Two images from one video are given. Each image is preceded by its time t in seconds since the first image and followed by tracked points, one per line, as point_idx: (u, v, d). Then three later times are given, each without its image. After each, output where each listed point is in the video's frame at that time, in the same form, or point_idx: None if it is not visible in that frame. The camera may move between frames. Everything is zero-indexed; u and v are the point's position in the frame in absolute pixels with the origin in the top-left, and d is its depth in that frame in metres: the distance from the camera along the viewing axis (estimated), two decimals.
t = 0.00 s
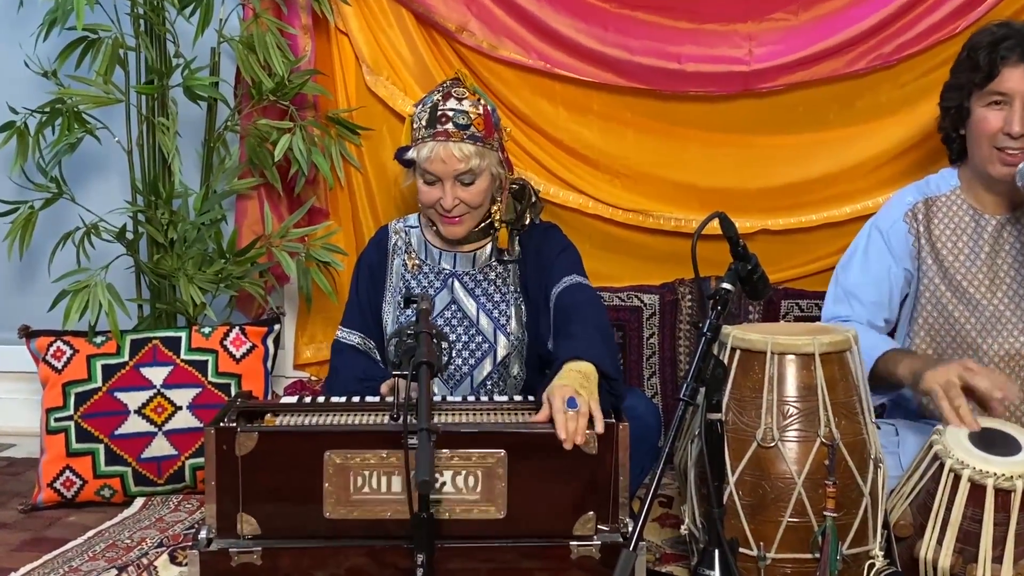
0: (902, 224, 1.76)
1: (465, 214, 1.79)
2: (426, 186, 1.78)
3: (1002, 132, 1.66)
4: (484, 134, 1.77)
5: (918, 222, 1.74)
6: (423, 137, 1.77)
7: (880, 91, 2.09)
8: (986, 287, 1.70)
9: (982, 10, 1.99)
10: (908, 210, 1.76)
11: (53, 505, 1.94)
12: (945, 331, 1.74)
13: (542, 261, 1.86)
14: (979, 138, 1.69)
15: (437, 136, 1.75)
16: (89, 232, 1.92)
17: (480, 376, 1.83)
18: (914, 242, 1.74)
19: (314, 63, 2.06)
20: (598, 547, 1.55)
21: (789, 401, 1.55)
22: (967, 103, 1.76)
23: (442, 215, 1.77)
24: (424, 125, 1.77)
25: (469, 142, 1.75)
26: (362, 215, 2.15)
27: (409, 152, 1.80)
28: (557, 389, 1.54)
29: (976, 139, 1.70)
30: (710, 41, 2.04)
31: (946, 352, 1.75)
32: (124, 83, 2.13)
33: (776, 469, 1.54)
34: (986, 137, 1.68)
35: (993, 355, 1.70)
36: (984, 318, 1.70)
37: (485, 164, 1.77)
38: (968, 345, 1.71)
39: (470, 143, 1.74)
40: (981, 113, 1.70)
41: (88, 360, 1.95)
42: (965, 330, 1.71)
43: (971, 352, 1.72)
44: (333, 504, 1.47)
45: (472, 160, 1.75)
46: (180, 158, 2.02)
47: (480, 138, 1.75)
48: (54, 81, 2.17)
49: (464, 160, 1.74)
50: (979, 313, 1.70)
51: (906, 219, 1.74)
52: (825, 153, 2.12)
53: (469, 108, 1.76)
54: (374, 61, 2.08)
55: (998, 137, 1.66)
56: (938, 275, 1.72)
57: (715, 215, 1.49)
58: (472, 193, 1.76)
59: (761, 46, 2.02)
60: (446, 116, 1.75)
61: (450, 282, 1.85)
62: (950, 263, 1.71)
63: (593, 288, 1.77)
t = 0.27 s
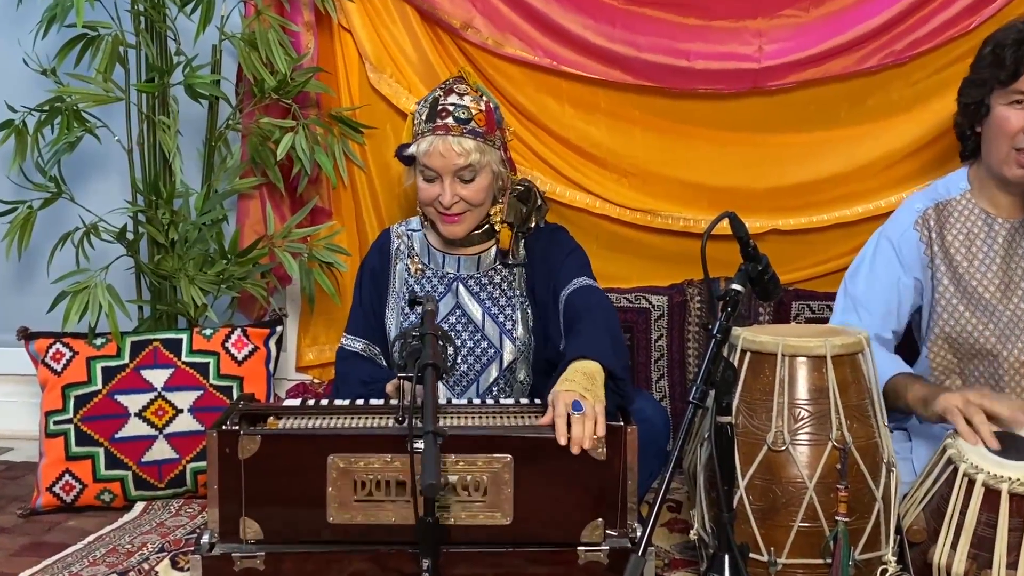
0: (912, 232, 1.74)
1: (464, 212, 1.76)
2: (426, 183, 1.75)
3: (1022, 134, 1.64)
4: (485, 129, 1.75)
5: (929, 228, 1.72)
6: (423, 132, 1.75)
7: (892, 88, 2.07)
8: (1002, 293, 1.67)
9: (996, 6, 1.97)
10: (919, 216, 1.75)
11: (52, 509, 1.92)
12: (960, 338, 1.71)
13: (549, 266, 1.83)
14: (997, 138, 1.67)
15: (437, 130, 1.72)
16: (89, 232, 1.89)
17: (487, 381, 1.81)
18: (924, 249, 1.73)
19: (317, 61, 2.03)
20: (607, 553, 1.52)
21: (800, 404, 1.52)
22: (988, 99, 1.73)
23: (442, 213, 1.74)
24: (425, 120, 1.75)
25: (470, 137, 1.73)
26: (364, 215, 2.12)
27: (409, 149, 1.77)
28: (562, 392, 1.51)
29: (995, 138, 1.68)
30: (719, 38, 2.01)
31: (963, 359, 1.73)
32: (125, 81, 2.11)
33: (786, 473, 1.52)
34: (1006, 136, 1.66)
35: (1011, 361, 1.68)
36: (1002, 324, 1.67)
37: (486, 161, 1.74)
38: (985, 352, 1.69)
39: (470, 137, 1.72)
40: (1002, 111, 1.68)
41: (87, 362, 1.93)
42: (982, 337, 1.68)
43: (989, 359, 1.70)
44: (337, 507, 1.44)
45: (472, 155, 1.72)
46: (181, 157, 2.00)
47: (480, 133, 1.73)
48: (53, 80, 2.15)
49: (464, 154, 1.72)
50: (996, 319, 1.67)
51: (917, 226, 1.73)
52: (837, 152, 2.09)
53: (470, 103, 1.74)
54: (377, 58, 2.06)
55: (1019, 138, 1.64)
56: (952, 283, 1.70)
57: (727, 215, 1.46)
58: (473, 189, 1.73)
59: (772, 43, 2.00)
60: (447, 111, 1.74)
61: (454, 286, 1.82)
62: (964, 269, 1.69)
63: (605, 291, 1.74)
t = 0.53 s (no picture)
0: (925, 220, 1.71)
1: (467, 215, 1.72)
2: (427, 187, 1.72)
3: None
4: (487, 131, 1.71)
5: (942, 217, 1.69)
6: (423, 136, 1.71)
7: (908, 84, 2.03)
8: (1016, 290, 1.63)
9: None
10: (935, 204, 1.71)
11: (45, 515, 1.87)
12: (972, 335, 1.67)
13: (556, 269, 1.80)
14: (1009, 133, 1.63)
15: (438, 134, 1.69)
16: (83, 232, 1.85)
17: (492, 387, 1.77)
18: (936, 238, 1.70)
19: (316, 56, 1.99)
20: (614, 560, 1.47)
21: (813, 407, 1.48)
22: (998, 96, 1.69)
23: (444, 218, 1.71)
24: (425, 123, 1.71)
25: (472, 140, 1.69)
26: (365, 213, 2.09)
27: (409, 152, 1.73)
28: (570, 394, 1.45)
29: (1007, 133, 1.63)
30: (729, 32, 1.97)
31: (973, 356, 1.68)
32: (119, 76, 2.07)
33: (799, 478, 1.48)
34: (1017, 131, 1.61)
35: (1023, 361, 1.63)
36: (1015, 322, 1.63)
37: (489, 164, 1.71)
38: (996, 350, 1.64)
39: (473, 141, 1.68)
40: (1013, 106, 1.63)
41: (81, 364, 1.89)
42: (995, 334, 1.64)
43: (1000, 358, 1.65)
44: (338, 513, 1.40)
45: (475, 159, 1.69)
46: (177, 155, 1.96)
47: (483, 136, 1.69)
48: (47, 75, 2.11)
49: (466, 159, 1.68)
50: (1009, 317, 1.63)
51: (931, 215, 1.70)
52: (851, 150, 2.06)
53: (472, 104, 1.70)
54: (378, 52, 2.02)
55: None
56: (967, 277, 1.66)
57: (738, 215, 1.40)
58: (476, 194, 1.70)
59: (784, 37, 1.96)
60: (448, 113, 1.69)
61: (457, 289, 1.79)
62: (979, 264, 1.66)
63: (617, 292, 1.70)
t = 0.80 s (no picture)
0: (941, 218, 1.69)
1: (471, 214, 1.69)
2: (430, 186, 1.68)
3: None
4: (491, 128, 1.68)
5: (956, 213, 1.68)
6: (426, 133, 1.67)
7: (921, 78, 2.01)
8: None
9: None
10: (949, 202, 1.70)
11: (39, 520, 1.84)
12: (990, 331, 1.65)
13: (559, 266, 1.77)
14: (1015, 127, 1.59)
15: (441, 131, 1.65)
16: (77, 231, 1.82)
17: (495, 388, 1.74)
18: (951, 235, 1.68)
19: (315, 51, 1.96)
20: (620, 566, 1.43)
21: (822, 409, 1.45)
22: (1005, 93, 1.68)
23: (448, 216, 1.68)
24: (427, 120, 1.67)
25: (475, 137, 1.66)
26: (366, 211, 2.05)
27: (411, 150, 1.70)
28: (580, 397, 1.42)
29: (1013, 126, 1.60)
30: (738, 26, 1.94)
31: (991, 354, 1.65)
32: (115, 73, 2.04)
33: (808, 482, 1.45)
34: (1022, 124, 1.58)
35: None
36: None
37: (493, 161, 1.67)
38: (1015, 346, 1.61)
39: (476, 138, 1.65)
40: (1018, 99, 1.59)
41: (76, 366, 1.86)
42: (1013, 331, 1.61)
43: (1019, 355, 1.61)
44: (338, 518, 1.37)
45: (479, 156, 1.65)
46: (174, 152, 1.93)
47: (486, 132, 1.66)
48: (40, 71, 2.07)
49: (470, 156, 1.64)
50: None
51: (946, 212, 1.68)
52: (863, 147, 2.03)
53: (475, 101, 1.67)
54: (379, 48, 1.98)
55: None
56: (982, 272, 1.64)
57: (745, 214, 1.36)
58: (480, 192, 1.66)
59: (794, 32, 1.93)
60: (450, 110, 1.66)
61: (459, 289, 1.76)
62: (995, 259, 1.63)
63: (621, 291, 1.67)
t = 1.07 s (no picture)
0: (951, 221, 1.68)
1: (480, 214, 1.67)
2: (438, 186, 1.66)
3: None
4: (501, 126, 1.66)
5: (966, 218, 1.66)
6: (434, 132, 1.65)
7: (931, 74, 1.99)
8: None
9: None
10: (958, 206, 1.68)
11: (34, 525, 1.82)
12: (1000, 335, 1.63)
13: (564, 266, 1.74)
14: None
15: (451, 130, 1.63)
16: (71, 231, 1.79)
17: (499, 392, 1.71)
18: (961, 240, 1.67)
19: (313, 47, 1.93)
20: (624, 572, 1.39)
21: (830, 413, 1.43)
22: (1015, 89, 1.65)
23: (457, 217, 1.66)
24: (436, 118, 1.65)
25: (485, 136, 1.64)
26: (365, 211, 2.02)
27: (418, 149, 1.68)
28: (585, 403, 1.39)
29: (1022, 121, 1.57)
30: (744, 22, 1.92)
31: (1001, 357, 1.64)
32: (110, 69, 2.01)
33: (816, 487, 1.42)
34: None
35: None
36: None
37: (503, 161, 1.66)
38: None
39: (486, 137, 1.63)
40: None
41: (70, 369, 1.84)
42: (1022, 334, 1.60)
43: None
44: (337, 523, 1.34)
45: (489, 156, 1.64)
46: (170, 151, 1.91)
47: (496, 131, 1.64)
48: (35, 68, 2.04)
49: (480, 156, 1.63)
50: None
51: (956, 215, 1.66)
52: (873, 144, 2.01)
53: (485, 99, 1.65)
54: (379, 44, 1.96)
55: None
56: (992, 275, 1.63)
57: (750, 211, 1.32)
58: (490, 192, 1.65)
59: (801, 27, 1.91)
60: (460, 108, 1.64)
61: (462, 290, 1.73)
62: (1005, 262, 1.61)
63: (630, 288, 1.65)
